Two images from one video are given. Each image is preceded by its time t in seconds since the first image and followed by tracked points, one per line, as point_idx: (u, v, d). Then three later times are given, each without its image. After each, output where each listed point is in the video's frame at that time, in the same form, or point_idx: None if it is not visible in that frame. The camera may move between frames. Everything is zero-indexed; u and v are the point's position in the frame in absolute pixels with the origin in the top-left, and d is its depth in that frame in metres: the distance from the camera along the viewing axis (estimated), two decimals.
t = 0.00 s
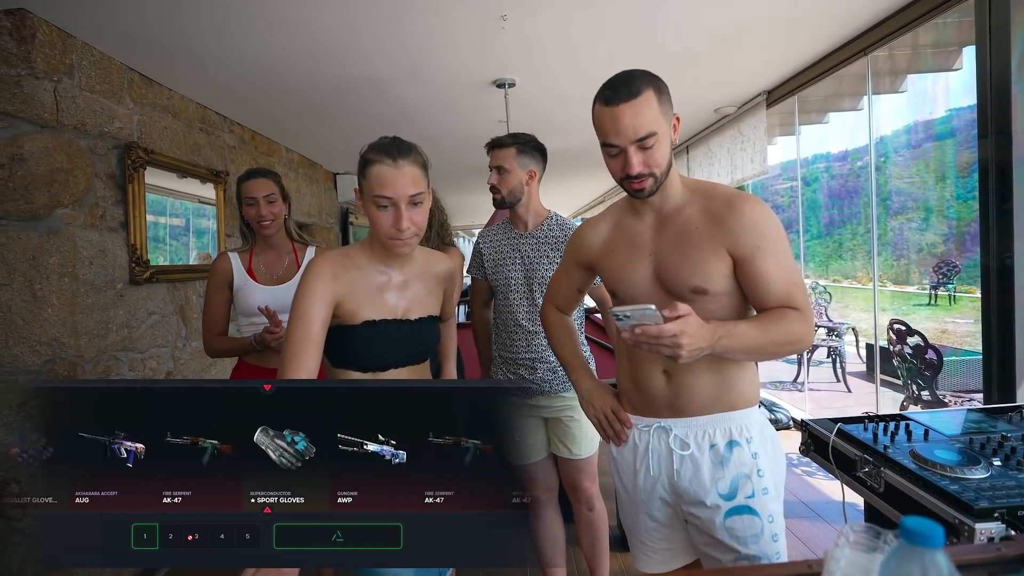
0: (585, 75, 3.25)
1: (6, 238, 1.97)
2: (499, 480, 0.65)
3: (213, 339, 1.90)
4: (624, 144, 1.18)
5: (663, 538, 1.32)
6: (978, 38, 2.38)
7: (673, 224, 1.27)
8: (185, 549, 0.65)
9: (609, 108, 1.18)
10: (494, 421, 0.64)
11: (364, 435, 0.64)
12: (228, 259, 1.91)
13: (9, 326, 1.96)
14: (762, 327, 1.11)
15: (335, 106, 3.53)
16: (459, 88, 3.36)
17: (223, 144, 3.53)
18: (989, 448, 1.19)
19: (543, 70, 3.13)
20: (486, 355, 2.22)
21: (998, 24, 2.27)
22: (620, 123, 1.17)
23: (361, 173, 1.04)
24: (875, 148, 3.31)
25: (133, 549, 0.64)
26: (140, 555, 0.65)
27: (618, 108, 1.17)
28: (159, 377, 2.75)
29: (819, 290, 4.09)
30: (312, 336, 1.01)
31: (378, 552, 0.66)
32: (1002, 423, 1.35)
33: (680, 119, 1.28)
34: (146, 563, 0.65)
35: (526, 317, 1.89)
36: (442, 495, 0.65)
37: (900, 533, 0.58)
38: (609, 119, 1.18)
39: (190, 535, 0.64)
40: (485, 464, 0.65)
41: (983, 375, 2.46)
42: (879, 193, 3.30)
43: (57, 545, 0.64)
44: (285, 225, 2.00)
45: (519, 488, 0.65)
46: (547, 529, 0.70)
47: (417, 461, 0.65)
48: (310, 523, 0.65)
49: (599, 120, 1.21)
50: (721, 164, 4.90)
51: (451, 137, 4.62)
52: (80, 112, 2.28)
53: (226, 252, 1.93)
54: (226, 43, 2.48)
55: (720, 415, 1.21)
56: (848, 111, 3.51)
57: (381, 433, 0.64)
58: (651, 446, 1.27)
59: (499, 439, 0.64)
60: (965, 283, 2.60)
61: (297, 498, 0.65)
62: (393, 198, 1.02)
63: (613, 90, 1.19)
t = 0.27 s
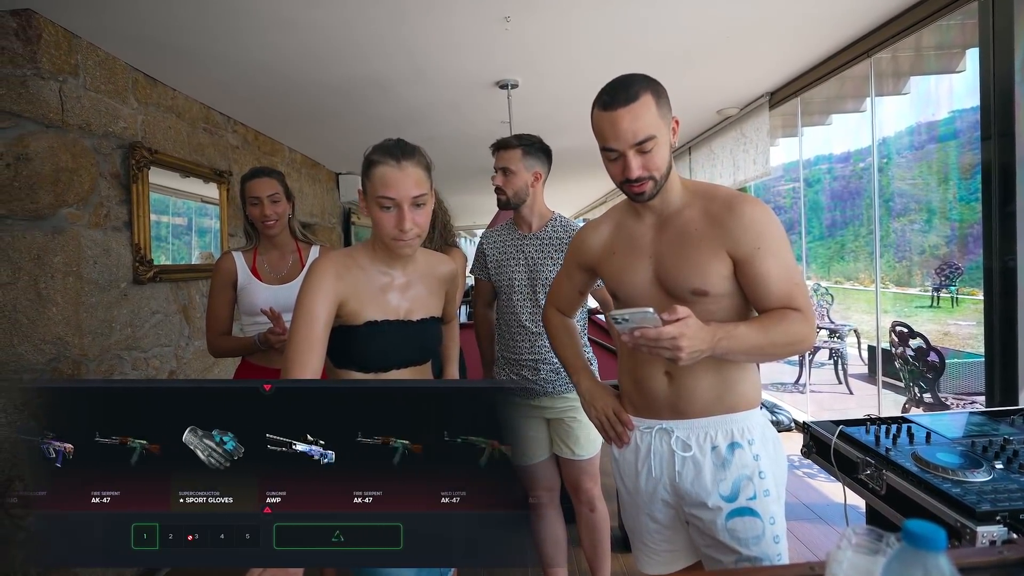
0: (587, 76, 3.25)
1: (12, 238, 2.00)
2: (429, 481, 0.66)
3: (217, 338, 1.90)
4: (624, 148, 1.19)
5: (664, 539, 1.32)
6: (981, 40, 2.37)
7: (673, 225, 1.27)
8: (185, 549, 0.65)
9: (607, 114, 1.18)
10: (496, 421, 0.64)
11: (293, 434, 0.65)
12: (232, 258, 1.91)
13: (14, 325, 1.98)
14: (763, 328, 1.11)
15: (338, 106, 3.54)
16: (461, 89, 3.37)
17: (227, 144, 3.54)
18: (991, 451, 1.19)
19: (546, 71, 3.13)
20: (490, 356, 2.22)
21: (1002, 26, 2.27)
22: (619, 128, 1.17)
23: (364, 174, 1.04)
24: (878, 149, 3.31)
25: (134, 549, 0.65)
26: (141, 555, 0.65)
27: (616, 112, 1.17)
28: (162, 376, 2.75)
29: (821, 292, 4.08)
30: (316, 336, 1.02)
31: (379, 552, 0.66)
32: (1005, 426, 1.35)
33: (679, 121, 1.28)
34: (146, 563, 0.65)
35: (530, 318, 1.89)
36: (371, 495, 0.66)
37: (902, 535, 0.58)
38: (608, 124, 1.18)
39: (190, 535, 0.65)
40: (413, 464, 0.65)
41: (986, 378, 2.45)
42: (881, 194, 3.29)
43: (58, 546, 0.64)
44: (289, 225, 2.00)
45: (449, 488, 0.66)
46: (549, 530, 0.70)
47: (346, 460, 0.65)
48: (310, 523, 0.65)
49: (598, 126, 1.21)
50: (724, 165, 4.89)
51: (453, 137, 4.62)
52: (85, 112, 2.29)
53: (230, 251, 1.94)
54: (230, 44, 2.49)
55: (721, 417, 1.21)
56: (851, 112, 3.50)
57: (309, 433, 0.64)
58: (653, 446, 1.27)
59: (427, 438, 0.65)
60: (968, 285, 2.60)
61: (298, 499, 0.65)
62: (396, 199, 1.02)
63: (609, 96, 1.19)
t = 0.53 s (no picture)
0: (589, 77, 3.25)
1: (14, 235, 2.03)
2: (367, 481, 0.66)
3: (218, 338, 1.90)
4: (619, 146, 1.18)
5: (664, 540, 1.32)
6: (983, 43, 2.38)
7: (672, 226, 1.27)
8: (185, 549, 0.65)
9: (607, 110, 1.19)
10: (497, 421, 0.64)
11: (231, 435, 0.65)
12: (234, 257, 1.92)
13: (18, 323, 2.01)
14: (762, 329, 1.11)
15: (340, 105, 3.54)
16: (463, 89, 3.37)
17: (229, 143, 3.55)
18: (990, 454, 1.19)
19: (548, 72, 3.14)
20: (490, 356, 2.22)
21: (1004, 30, 2.27)
22: (617, 124, 1.17)
23: (365, 173, 1.05)
24: (880, 152, 3.31)
25: (134, 549, 0.65)
26: (141, 555, 0.65)
27: (615, 110, 1.17)
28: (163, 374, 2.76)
29: (822, 294, 4.08)
30: (314, 336, 1.02)
31: (378, 552, 0.66)
32: (1005, 429, 1.35)
33: (680, 130, 1.28)
34: (145, 563, 0.66)
35: (532, 319, 1.90)
36: (310, 495, 0.66)
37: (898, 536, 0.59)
38: (606, 120, 1.19)
39: (190, 535, 0.65)
40: (352, 464, 0.65)
41: (986, 381, 2.45)
42: (883, 197, 3.29)
43: (59, 545, 0.65)
44: (291, 224, 2.01)
45: (387, 489, 0.66)
46: (549, 529, 0.70)
47: (282, 460, 0.65)
48: (312, 522, 0.65)
49: (597, 121, 1.21)
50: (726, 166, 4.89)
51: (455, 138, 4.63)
52: (89, 110, 2.30)
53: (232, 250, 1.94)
54: (233, 43, 2.49)
55: (722, 418, 1.21)
56: (853, 115, 3.50)
57: (248, 433, 0.64)
58: (653, 448, 1.27)
59: (366, 438, 0.65)
60: (969, 288, 2.60)
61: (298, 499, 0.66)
62: (397, 198, 1.02)
63: (613, 93, 1.19)
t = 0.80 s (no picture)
0: (591, 79, 3.26)
1: (15, 234, 2.01)
2: (311, 481, 0.66)
3: (219, 336, 1.90)
4: (619, 151, 1.19)
5: (664, 541, 1.32)
6: (985, 47, 2.38)
7: (669, 229, 1.27)
8: (185, 550, 0.66)
9: (610, 113, 1.19)
10: (497, 421, 0.65)
11: (176, 435, 0.65)
12: (234, 256, 1.92)
13: (19, 320, 2.01)
14: (761, 332, 1.12)
15: (342, 105, 3.55)
16: (465, 90, 3.37)
17: (231, 142, 3.55)
18: (989, 457, 1.19)
19: (550, 73, 3.14)
20: (490, 357, 2.22)
21: (1006, 34, 2.27)
22: (618, 129, 1.18)
23: (366, 173, 1.05)
24: (881, 155, 3.31)
25: (134, 549, 0.65)
26: (141, 555, 0.66)
27: (617, 114, 1.18)
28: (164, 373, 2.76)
29: (823, 296, 4.08)
30: (314, 336, 1.02)
31: (378, 552, 0.66)
32: (1004, 432, 1.35)
33: (680, 136, 1.28)
34: (145, 563, 0.66)
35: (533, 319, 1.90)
36: (255, 495, 0.66)
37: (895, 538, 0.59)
38: (608, 124, 1.19)
39: (190, 535, 0.65)
40: (297, 463, 0.65)
41: (986, 384, 2.46)
42: (884, 200, 3.29)
43: (61, 544, 0.65)
44: (291, 224, 2.01)
45: (332, 489, 0.66)
46: (549, 528, 0.71)
47: (255, 460, 0.65)
48: (315, 521, 0.66)
49: (599, 124, 1.21)
50: (727, 168, 4.89)
51: (457, 138, 4.63)
52: (92, 109, 2.31)
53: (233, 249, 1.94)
54: (235, 43, 2.50)
55: (722, 419, 1.22)
56: (854, 118, 3.50)
57: (193, 433, 0.64)
58: (653, 449, 1.27)
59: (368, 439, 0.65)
60: (969, 291, 2.60)
61: (299, 499, 0.66)
62: (397, 199, 1.03)
63: (616, 96, 1.19)
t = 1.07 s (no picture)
0: (592, 79, 3.26)
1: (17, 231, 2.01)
2: (265, 481, 0.66)
3: (219, 334, 1.91)
4: (615, 156, 1.18)
5: (664, 540, 1.32)
6: (987, 50, 2.38)
7: (665, 233, 1.27)
8: (185, 550, 0.65)
9: (606, 118, 1.18)
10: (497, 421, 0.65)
11: (130, 434, 0.64)
12: (235, 254, 1.92)
13: (20, 317, 2.01)
14: (760, 334, 1.12)
15: (343, 104, 3.55)
16: (467, 90, 3.37)
17: (233, 141, 3.55)
18: (987, 460, 1.19)
19: (552, 74, 3.14)
20: (490, 357, 2.22)
21: (1009, 37, 2.27)
22: (615, 134, 1.17)
23: (367, 173, 1.05)
24: (882, 158, 3.31)
25: (134, 549, 0.65)
26: (141, 555, 0.65)
27: (614, 119, 1.17)
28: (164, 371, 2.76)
29: (823, 299, 4.08)
30: (314, 334, 1.02)
31: (379, 552, 0.66)
32: (1003, 435, 1.35)
33: (676, 139, 1.27)
34: (144, 562, 0.66)
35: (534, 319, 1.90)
36: (208, 495, 0.66)
37: (891, 538, 0.59)
38: (604, 129, 1.18)
39: (190, 535, 0.65)
40: (297, 464, 0.65)
41: (986, 387, 2.46)
42: (885, 202, 3.29)
43: (60, 544, 0.65)
44: (291, 222, 2.02)
45: (286, 489, 0.66)
46: (548, 527, 0.71)
47: (256, 459, 0.66)
48: (315, 521, 0.66)
49: (595, 128, 1.20)
50: (728, 170, 4.89)
51: (458, 138, 4.64)
52: (94, 107, 2.31)
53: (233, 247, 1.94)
54: (238, 41, 2.50)
55: (722, 419, 1.22)
56: (856, 120, 3.50)
57: (175, 435, 0.65)
58: (654, 448, 1.27)
59: (368, 440, 0.66)
60: (970, 295, 2.60)
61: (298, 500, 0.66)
62: (398, 199, 1.03)
63: (612, 100, 1.18)
